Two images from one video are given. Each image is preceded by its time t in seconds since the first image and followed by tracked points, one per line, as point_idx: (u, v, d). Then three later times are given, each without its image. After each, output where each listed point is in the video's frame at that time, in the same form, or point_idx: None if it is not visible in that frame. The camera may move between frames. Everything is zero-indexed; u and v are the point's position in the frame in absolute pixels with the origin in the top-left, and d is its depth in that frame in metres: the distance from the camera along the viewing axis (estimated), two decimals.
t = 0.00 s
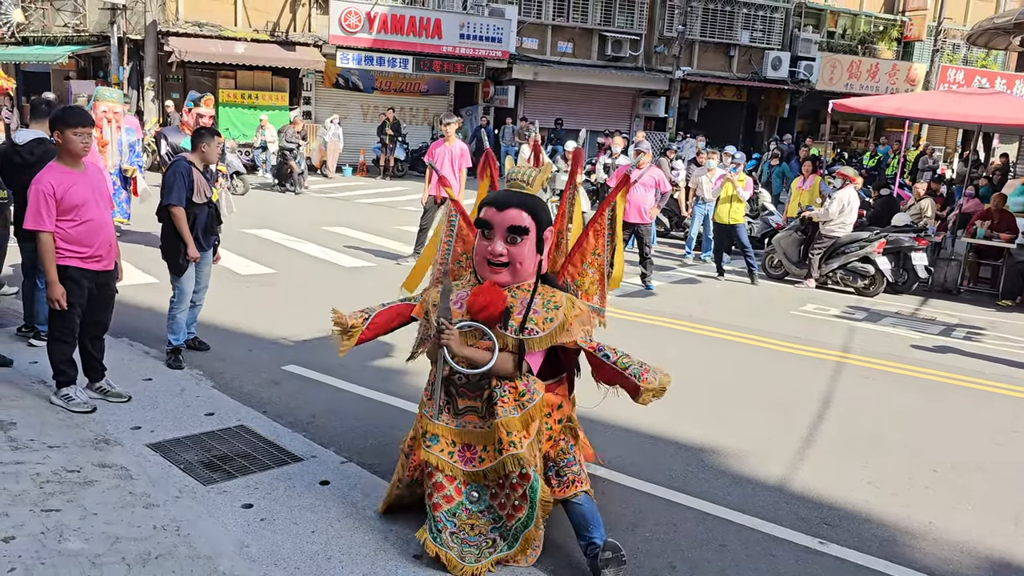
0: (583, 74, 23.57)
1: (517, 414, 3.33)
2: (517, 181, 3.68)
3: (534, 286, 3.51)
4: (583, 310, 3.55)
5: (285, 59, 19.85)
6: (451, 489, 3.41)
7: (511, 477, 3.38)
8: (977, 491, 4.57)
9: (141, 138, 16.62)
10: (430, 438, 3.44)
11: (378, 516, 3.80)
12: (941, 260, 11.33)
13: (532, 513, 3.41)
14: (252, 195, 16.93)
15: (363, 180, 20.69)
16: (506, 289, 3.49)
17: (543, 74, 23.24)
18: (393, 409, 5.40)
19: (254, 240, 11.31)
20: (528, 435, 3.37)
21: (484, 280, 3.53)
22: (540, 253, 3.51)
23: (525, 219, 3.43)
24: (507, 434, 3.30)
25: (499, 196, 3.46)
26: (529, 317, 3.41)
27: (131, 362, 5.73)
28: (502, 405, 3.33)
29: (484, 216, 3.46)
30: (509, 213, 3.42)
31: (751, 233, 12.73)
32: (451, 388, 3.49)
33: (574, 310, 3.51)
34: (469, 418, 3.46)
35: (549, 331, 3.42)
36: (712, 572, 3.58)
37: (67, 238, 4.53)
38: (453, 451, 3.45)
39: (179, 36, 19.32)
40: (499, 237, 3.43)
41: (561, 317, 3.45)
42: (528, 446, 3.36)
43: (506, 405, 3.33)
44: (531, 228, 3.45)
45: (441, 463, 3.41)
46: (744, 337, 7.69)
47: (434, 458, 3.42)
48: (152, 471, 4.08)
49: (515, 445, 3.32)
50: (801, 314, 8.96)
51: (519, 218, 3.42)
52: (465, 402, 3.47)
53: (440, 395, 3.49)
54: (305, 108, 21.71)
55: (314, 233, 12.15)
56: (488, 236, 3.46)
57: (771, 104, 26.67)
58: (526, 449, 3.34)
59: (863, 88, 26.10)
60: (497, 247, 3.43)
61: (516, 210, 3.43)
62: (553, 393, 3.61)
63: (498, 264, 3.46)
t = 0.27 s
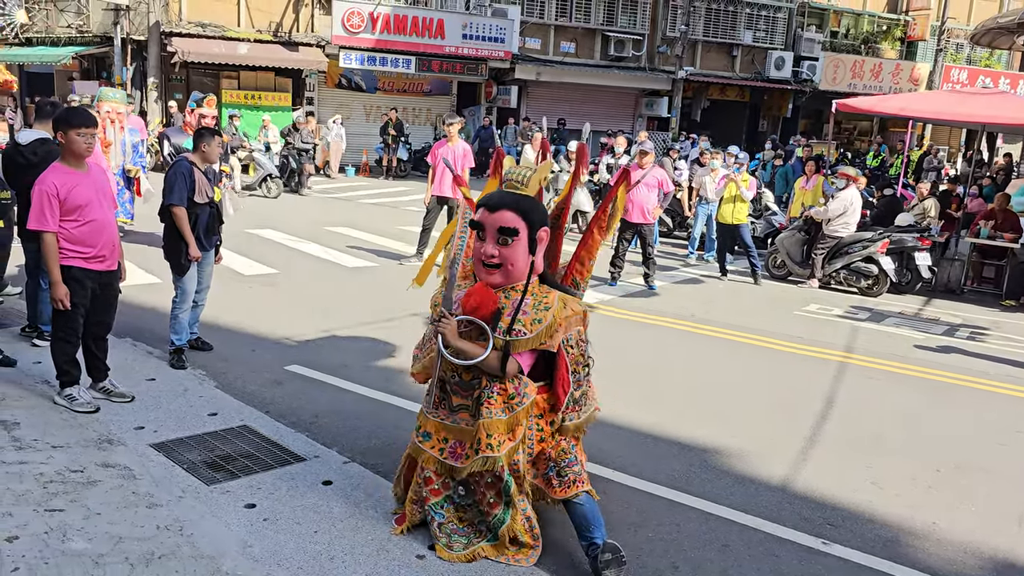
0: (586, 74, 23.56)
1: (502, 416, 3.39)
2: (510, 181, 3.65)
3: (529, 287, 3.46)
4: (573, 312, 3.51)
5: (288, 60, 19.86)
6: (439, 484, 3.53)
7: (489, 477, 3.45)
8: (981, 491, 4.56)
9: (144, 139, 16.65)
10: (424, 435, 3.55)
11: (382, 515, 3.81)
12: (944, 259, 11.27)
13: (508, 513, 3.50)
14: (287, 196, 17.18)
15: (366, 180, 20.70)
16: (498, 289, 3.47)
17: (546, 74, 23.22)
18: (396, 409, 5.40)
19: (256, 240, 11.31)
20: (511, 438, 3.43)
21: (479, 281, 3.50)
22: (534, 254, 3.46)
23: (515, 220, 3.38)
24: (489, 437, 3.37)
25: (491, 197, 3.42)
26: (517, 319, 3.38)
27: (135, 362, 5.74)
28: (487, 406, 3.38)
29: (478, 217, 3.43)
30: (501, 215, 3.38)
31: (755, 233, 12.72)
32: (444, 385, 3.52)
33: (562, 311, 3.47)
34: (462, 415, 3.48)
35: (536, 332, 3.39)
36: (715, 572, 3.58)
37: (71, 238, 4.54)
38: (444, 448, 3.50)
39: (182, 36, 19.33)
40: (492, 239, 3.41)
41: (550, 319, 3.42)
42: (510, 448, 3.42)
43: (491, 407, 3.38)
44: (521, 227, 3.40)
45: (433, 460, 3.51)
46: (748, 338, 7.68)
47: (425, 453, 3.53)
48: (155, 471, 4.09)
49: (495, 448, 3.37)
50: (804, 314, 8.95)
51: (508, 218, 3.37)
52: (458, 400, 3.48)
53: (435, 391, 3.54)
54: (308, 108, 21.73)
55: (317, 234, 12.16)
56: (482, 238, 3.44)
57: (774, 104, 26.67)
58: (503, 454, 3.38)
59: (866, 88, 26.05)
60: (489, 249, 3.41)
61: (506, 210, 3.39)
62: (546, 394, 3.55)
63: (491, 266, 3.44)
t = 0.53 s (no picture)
0: (588, 74, 23.55)
1: (490, 415, 3.41)
2: (506, 180, 3.69)
3: (520, 284, 3.47)
4: (564, 311, 3.44)
5: (290, 60, 19.90)
6: (438, 478, 3.61)
7: (467, 476, 3.46)
8: (984, 491, 4.54)
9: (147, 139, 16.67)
10: (428, 430, 3.62)
11: (386, 513, 3.82)
12: (947, 258, 11.23)
13: (485, 512, 3.49)
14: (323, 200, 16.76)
15: (368, 180, 20.72)
16: (493, 287, 3.50)
17: (548, 74, 23.20)
18: (398, 409, 5.40)
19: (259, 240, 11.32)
20: (500, 435, 3.45)
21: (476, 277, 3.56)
22: (527, 251, 3.46)
23: (504, 217, 3.40)
24: (475, 434, 3.40)
25: (482, 196, 3.46)
26: (504, 316, 3.40)
27: (137, 362, 5.75)
28: (475, 405, 3.40)
29: (473, 217, 3.48)
30: (491, 212, 3.41)
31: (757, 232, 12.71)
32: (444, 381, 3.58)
33: (550, 309, 3.43)
34: (459, 411, 3.52)
35: (523, 329, 3.39)
36: (717, 572, 3.57)
37: (73, 238, 4.54)
38: (445, 442, 3.56)
39: (184, 36, 19.36)
40: (484, 236, 3.44)
41: (536, 316, 3.40)
42: (495, 446, 3.43)
43: (480, 405, 3.41)
44: (512, 224, 3.41)
45: (433, 453, 3.59)
46: (750, 337, 7.67)
47: (430, 446, 3.61)
48: (158, 470, 4.10)
49: (481, 446, 3.41)
50: (807, 313, 8.94)
51: (498, 217, 3.40)
52: (455, 397, 3.53)
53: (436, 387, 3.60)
54: (310, 108, 21.78)
55: (319, 234, 12.16)
56: (476, 237, 3.49)
57: (776, 104, 26.68)
58: (487, 453, 3.42)
59: (869, 87, 26.02)
60: (482, 247, 3.45)
61: (498, 209, 3.41)
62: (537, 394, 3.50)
63: (487, 263, 3.48)
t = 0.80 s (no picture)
0: (589, 74, 23.55)
1: (482, 414, 3.43)
2: (505, 180, 3.74)
3: (514, 283, 3.48)
4: (559, 311, 3.43)
5: (291, 61, 19.92)
6: (433, 478, 3.58)
7: (459, 475, 3.47)
8: (985, 491, 4.54)
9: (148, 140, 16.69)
10: (421, 430, 3.60)
11: (386, 514, 3.82)
12: (948, 259, 11.25)
13: (477, 510, 3.50)
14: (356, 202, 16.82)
15: (369, 181, 20.72)
16: (488, 286, 3.52)
17: (549, 74, 23.19)
18: (399, 409, 5.40)
19: (260, 241, 11.33)
20: (491, 435, 3.46)
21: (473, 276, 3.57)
22: (522, 250, 3.47)
23: (499, 216, 3.40)
24: (466, 432, 3.42)
25: (479, 196, 3.48)
26: (495, 314, 3.41)
27: (138, 363, 5.75)
28: (467, 403, 3.43)
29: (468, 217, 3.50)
30: (486, 212, 3.42)
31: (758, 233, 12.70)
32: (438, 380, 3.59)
33: (541, 309, 3.42)
34: (452, 410, 3.51)
35: (515, 328, 3.39)
36: (718, 572, 3.57)
37: (75, 239, 4.55)
38: (438, 442, 3.53)
39: (185, 37, 19.38)
40: (480, 236, 3.45)
41: (527, 316, 3.39)
42: (487, 446, 3.45)
43: (472, 404, 3.43)
44: (508, 224, 3.41)
45: (425, 452, 3.57)
46: (751, 337, 7.67)
47: (423, 447, 3.58)
48: (159, 471, 4.10)
49: (472, 444, 3.43)
50: (808, 314, 8.93)
51: (493, 216, 3.41)
52: (449, 395, 3.52)
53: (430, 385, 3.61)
54: (311, 109, 21.79)
55: (320, 234, 12.17)
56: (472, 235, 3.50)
57: (777, 104, 26.67)
58: (477, 451, 3.43)
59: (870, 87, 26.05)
60: (478, 246, 3.46)
61: (493, 208, 3.42)
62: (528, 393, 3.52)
63: (481, 263, 3.48)
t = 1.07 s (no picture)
0: (589, 75, 23.57)
1: (458, 412, 3.50)
2: (505, 181, 3.59)
3: (497, 286, 3.50)
4: (536, 316, 3.37)
5: (292, 63, 19.94)
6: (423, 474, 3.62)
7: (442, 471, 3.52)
8: (986, 491, 4.54)
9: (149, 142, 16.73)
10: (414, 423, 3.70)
11: (389, 515, 3.82)
12: (949, 259, 11.26)
13: (462, 504, 3.51)
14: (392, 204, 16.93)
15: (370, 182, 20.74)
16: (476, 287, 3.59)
17: (549, 75, 23.19)
18: (400, 410, 5.40)
19: (261, 242, 11.34)
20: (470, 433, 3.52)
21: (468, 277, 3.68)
22: (507, 254, 3.47)
23: (485, 220, 3.46)
24: (443, 428, 3.49)
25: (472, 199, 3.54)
26: (473, 316, 3.46)
27: (139, 364, 5.75)
28: (446, 400, 3.50)
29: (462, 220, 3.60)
30: (476, 216, 3.48)
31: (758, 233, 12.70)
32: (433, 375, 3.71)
33: (513, 315, 3.37)
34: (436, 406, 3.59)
35: (488, 332, 3.39)
36: (720, 572, 3.57)
37: (75, 241, 4.55)
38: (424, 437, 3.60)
39: (185, 39, 19.41)
40: (470, 238, 3.53)
41: (500, 320, 3.37)
42: (464, 445, 3.51)
43: (451, 402, 3.50)
44: (493, 228, 3.46)
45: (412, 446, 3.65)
46: (751, 337, 7.67)
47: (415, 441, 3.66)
48: (160, 473, 4.10)
49: (450, 442, 3.49)
50: (809, 314, 8.92)
51: (480, 219, 3.46)
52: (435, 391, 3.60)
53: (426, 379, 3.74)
54: (312, 111, 21.82)
55: (321, 236, 12.17)
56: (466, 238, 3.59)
57: (777, 104, 26.68)
58: (458, 448, 3.49)
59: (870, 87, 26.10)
60: (468, 248, 3.54)
61: (480, 211, 3.48)
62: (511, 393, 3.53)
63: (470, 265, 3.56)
